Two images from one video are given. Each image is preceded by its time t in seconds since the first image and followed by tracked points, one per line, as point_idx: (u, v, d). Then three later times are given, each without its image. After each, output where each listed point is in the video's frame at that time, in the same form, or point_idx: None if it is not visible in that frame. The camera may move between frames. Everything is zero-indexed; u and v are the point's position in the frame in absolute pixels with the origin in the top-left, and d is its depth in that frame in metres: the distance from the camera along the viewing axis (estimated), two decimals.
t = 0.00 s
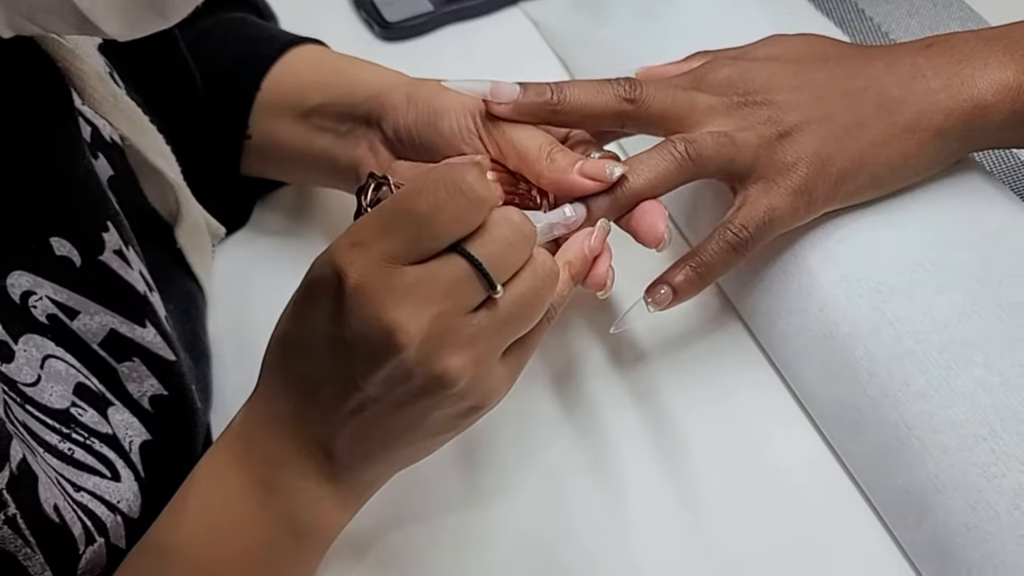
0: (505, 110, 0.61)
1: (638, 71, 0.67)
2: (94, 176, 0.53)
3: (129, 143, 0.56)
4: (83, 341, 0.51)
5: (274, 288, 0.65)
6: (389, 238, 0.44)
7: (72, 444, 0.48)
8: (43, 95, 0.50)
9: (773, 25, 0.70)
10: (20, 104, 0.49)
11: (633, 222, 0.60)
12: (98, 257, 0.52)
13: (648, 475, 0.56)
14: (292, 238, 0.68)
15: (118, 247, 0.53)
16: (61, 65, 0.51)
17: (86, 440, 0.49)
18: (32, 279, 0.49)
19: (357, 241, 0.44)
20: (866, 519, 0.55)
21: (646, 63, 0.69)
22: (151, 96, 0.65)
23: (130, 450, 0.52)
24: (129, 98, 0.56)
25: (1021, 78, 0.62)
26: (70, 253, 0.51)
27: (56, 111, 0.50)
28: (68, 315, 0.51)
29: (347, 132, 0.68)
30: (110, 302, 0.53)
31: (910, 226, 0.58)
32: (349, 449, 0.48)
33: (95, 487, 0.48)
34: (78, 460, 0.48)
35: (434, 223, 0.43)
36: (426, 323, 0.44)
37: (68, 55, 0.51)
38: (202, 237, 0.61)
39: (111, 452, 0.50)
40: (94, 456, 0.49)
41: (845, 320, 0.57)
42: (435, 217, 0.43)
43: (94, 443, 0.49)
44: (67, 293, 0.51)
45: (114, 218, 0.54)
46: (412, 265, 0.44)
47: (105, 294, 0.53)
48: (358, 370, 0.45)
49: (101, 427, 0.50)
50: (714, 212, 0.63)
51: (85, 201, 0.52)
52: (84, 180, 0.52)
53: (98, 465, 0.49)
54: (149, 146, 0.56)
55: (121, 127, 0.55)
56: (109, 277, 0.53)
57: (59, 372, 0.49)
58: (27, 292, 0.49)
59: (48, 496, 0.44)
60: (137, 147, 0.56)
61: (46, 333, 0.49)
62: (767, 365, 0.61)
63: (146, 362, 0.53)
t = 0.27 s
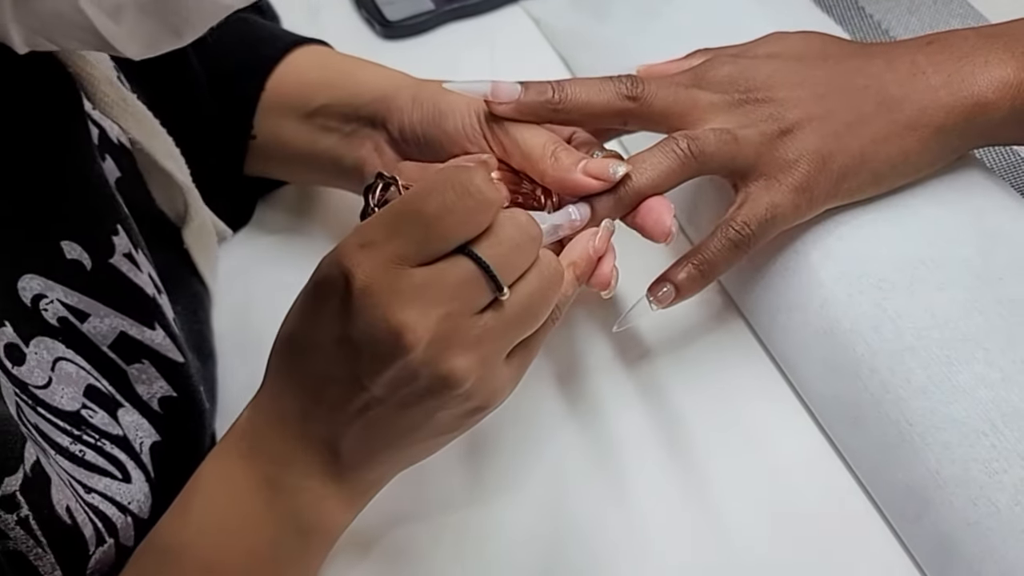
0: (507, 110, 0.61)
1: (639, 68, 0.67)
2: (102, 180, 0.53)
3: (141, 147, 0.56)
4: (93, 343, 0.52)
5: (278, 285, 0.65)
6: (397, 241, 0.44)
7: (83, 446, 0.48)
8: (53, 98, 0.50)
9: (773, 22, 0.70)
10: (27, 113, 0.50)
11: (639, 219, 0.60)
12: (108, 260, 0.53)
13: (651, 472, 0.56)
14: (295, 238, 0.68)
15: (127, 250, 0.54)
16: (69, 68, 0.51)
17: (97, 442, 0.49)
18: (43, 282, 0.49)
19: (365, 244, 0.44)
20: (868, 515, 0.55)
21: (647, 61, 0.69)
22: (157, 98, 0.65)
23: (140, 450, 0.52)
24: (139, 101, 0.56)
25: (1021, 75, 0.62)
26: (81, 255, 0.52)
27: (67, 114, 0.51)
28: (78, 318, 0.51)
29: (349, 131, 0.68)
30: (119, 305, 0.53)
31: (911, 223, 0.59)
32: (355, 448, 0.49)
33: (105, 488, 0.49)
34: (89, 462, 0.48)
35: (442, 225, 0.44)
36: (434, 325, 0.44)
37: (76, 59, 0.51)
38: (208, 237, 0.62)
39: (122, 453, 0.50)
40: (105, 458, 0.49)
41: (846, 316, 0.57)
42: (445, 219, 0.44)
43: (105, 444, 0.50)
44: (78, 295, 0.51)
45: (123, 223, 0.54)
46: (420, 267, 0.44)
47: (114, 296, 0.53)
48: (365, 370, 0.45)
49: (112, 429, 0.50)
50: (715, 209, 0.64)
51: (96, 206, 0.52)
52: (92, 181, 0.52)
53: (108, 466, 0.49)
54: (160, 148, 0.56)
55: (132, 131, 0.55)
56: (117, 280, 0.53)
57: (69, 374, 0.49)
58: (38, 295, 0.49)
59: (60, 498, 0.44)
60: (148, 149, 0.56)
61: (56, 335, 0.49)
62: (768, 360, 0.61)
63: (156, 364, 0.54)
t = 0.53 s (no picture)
0: (510, 107, 0.60)
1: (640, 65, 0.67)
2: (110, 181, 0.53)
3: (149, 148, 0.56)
4: (99, 342, 0.51)
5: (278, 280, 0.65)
6: (413, 290, 0.41)
7: (88, 445, 0.48)
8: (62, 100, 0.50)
9: (774, 18, 0.70)
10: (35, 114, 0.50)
11: (642, 216, 0.60)
12: (114, 260, 0.53)
13: (653, 469, 0.56)
14: (295, 235, 0.68)
15: (133, 249, 0.54)
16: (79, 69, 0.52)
17: (102, 441, 0.49)
18: (50, 282, 0.49)
19: (378, 291, 0.41)
20: (869, 514, 0.55)
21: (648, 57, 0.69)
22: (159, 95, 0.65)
23: (143, 450, 0.52)
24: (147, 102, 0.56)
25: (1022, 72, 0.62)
26: (87, 255, 0.52)
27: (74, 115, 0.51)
28: (84, 317, 0.51)
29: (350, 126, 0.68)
30: (125, 304, 0.53)
31: (912, 220, 0.59)
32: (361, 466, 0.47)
33: (109, 488, 0.49)
34: (94, 462, 0.48)
35: (461, 267, 0.41)
36: (456, 371, 0.42)
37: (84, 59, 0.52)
38: (214, 235, 0.61)
39: (125, 452, 0.51)
40: (109, 457, 0.49)
41: (847, 312, 0.57)
42: (464, 263, 0.41)
43: (109, 444, 0.50)
44: (85, 294, 0.51)
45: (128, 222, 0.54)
46: (439, 316, 0.41)
47: (120, 295, 0.53)
48: (376, 405, 0.43)
49: (116, 428, 0.50)
50: (716, 205, 0.64)
51: (102, 204, 0.52)
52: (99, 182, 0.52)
53: (112, 466, 0.49)
54: (167, 148, 0.57)
55: (139, 130, 0.56)
56: (122, 279, 0.53)
57: (75, 373, 0.49)
58: (45, 294, 0.49)
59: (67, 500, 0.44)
60: (155, 149, 0.56)
61: (63, 334, 0.49)
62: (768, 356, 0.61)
63: (159, 363, 0.54)
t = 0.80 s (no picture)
0: (515, 106, 0.61)
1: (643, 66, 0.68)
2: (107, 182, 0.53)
3: (142, 151, 0.58)
4: (97, 342, 0.52)
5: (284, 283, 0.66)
6: (328, 242, 0.40)
7: (93, 441, 0.49)
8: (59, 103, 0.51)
9: (774, 20, 0.70)
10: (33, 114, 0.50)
11: (650, 215, 0.60)
12: (111, 260, 0.53)
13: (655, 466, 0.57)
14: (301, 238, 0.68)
15: (130, 249, 0.54)
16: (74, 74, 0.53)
17: (106, 437, 0.50)
18: (46, 282, 0.50)
19: (295, 251, 0.40)
20: (870, 510, 0.56)
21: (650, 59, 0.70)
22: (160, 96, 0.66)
23: (147, 446, 0.53)
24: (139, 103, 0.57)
25: (1020, 73, 0.63)
26: (83, 255, 0.52)
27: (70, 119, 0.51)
28: (82, 317, 0.52)
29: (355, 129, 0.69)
30: (123, 304, 0.54)
31: (912, 220, 0.59)
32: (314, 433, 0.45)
33: (119, 482, 0.49)
34: (99, 457, 0.49)
35: (371, 212, 0.41)
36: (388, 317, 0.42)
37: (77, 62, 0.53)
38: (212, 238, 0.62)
39: (130, 447, 0.51)
40: (115, 452, 0.50)
41: (847, 312, 0.58)
42: (372, 205, 0.41)
43: (114, 440, 0.50)
44: (82, 294, 0.52)
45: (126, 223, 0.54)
46: (357, 262, 0.41)
47: (119, 296, 0.54)
48: (318, 367, 0.42)
49: (118, 424, 0.51)
50: (718, 206, 0.64)
51: (101, 205, 0.53)
52: (98, 185, 0.52)
53: (120, 461, 0.50)
54: (160, 152, 0.58)
55: (133, 133, 0.57)
56: (124, 279, 0.54)
57: (76, 372, 0.50)
58: (43, 294, 0.50)
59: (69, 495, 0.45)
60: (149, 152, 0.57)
61: (60, 334, 0.50)
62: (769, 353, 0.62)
63: (158, 362, 0.55)
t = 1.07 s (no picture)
0: (520, 106, 0.62)
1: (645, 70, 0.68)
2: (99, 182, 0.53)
3: (133, 151, 0.58)
4: (89, 341, 0.52)
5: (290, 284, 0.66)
6: (319, 218, 0.42)
7: (84, 439, 0.49)
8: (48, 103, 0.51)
9: (776, 25, 0.71)
10: (24, 115, 0.51)
11: (654, 212, 0.61)
12: (102, 260, 0.53)
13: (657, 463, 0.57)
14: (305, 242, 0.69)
15: (121, 249, 0.53)
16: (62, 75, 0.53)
17: (98, 435, 0.50)
18: (37, 281, 0.50)
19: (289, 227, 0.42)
20: (871, 508, 0.56)
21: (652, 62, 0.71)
22: (162, 96, 0.66)
23: (140, 443, 0.52)
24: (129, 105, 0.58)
25: (1020, 77, 0.63)
26: (73, 255, 0.52)
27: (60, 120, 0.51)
28: (74, 316, 0.51)
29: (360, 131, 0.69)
30: (115, 303, 0.53)
31: (912, 222, 0.60)
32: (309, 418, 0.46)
33: (109, 479, 0.49)
34: (90, 454, 0.49)
35: (360, 190, 0.43)
36: (379, 291, 0.43)
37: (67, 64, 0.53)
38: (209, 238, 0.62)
39: (123, 445, 0.51)
40: (107, 450, 0.50)
41: (847, 312, 0.58)
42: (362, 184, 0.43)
43: (105, 438, 0.50)
44: (73, 294, 0.52)
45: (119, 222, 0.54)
46: (348, 238, 0.43)
47: (110, 296, 0.53)
48: (313, 345, 0.43)
49: (111, 422, 0.51)
50: (721, 207, 0.65)
51: (90, 204, 0.52)
52: (88, 184, 0.52)
53: (112, 459, 0.50)
54: (150, 153, 0.58)
55: (122, 133, 0.57)
56: (115, 279, 0.53)
57: (66, 371, 0.50)
58: (33, 294, 0.50)
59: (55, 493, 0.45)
60: (139, 152, 0.57)
61: (52, 334, 0.50)
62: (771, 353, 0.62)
63: (152, 361, 0.54)
